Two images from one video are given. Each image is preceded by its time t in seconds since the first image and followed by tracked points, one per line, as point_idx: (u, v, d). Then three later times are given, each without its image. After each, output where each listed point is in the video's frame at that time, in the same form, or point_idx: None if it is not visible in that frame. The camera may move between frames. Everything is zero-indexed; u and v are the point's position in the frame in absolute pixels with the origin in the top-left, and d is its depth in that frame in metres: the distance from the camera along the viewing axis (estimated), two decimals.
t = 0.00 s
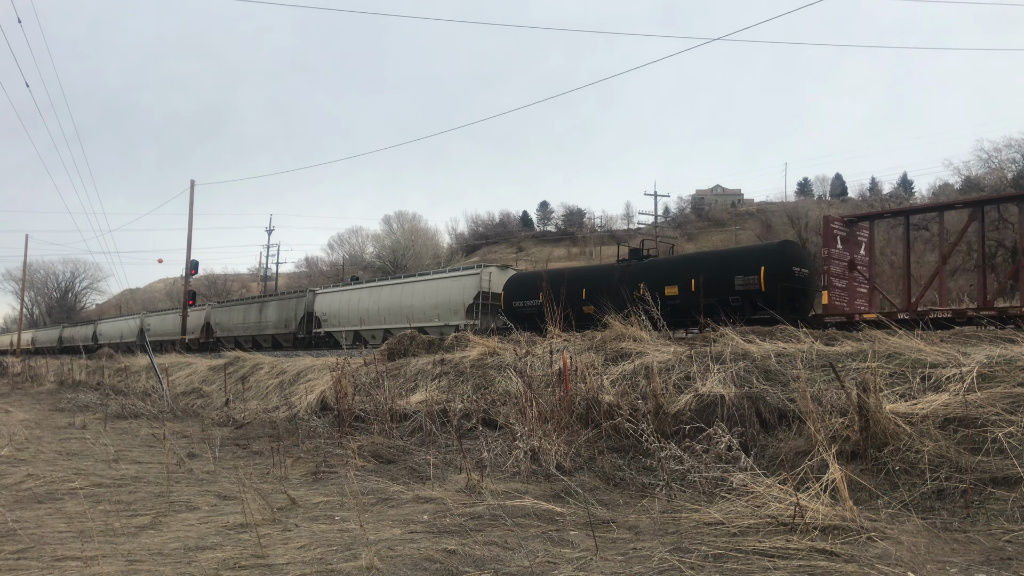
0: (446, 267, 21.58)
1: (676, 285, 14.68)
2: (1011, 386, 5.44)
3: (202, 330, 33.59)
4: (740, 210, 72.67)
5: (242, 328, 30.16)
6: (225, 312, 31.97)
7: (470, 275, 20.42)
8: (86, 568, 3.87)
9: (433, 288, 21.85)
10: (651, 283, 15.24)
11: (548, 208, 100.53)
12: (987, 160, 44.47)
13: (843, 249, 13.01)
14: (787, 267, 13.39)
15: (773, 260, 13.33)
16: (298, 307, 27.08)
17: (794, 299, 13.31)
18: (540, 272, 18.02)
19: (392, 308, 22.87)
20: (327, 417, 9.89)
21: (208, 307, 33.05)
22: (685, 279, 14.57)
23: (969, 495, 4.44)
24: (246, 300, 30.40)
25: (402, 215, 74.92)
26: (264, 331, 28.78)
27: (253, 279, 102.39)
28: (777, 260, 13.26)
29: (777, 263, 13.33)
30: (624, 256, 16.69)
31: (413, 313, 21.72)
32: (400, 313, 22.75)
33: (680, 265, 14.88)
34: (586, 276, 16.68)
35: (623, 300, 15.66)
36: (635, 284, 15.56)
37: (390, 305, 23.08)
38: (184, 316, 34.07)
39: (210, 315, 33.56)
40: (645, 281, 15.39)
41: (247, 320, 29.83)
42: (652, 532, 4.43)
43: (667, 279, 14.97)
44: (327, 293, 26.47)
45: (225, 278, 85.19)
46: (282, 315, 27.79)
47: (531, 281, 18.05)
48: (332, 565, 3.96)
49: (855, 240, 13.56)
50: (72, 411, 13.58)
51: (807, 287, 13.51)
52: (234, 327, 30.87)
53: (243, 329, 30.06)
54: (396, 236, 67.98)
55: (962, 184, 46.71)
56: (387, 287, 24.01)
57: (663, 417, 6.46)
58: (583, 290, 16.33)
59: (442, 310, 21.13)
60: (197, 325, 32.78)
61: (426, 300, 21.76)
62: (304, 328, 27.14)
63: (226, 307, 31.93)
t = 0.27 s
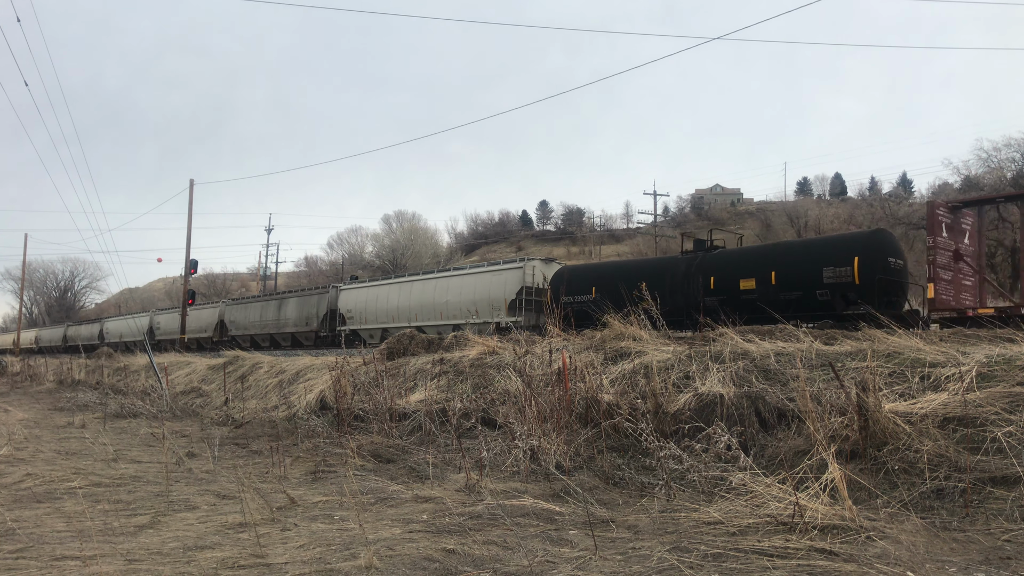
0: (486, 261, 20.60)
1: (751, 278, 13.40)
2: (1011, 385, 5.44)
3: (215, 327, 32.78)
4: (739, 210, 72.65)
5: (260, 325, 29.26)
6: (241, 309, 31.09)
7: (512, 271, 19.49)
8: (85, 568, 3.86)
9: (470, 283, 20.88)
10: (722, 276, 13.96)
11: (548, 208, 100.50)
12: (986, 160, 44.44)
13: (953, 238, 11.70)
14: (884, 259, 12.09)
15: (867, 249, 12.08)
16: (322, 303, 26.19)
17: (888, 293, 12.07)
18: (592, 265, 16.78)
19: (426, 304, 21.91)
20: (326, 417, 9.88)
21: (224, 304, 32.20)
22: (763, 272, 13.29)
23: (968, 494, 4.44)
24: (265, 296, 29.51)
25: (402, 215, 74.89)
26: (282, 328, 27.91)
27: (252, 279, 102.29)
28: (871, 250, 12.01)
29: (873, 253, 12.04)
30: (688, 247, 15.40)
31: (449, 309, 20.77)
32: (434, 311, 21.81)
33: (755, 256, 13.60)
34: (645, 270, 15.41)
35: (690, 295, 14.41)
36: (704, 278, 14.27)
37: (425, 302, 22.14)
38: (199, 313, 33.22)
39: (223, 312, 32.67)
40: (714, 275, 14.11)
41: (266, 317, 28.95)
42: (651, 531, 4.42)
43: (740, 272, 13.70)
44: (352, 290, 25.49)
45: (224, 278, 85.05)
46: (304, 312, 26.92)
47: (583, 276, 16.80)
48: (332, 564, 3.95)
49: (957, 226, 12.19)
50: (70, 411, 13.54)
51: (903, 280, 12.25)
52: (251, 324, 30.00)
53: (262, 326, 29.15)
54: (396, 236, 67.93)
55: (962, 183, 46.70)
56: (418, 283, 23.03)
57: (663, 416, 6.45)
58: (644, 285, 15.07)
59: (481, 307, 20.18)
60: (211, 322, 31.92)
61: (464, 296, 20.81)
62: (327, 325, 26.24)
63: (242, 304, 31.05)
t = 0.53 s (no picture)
0: (530, 256, 19.47)
1: (843, 270, 12.58)
2: (1009, 385, 5.45)
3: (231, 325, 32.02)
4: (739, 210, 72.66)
5: (280, 322, 28.44)
6: (259, 306, 30.29)
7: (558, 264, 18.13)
8: (84, 568, 3.86)
9: (513, 278, 19.67)
10: (807, 269, 13.17)
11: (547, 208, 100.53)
12: (984, 160, 44.47)
13: None
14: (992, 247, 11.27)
15: (976, 236, 11.31)
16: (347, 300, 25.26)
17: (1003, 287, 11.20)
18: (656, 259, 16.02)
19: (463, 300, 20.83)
20: (325, 417, 9.87)
21: (240, 301, 31.39)
22: (856, 264, 12.46)
23: (966, 494, 4.45)
24: (286, 293, 28.69)
25: (401, 215, 74.87)
26: (304, 325, 27.18)
27: (251, 279, 102.20)
28: (984, 239, 11.19)
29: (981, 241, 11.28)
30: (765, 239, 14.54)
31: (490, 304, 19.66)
32: (472, 307, 20.70)
33: (847, 249, 12.79)
34: (716, 263, 14.62)
35: (769, 289, 13.63)
36: (786, 271, 13.46)
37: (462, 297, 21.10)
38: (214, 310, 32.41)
39: (239, 309, 31.86)
40: (797, 268, 13.32)
41: (287, 315, 28.11)
42: (649, 531, 4.42)
43: (829, 265, 12.88)
44: (382, 285, 24.54)
45: (224, 278, 84.97)
46: (329, 309, 26.07)
47: (644, 270, 15.99)
48: (331, 564, 3.95)
49: None
50: (69, 411, 13.52)
51: (1020, 273, 11.25)
52: (270, 322, 29.18)
53: (282, 324, 28.32)
54: (395, 236, 67.91)
55: (961, 183, 46.72)
56: (455, 279, 22.00)
57: (662, 416, 6.46)
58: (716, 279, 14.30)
59: (524, 303, 18.92)
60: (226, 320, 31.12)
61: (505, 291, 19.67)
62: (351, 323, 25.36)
63: (261, 300, 30.24)
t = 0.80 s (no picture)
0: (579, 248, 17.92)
1: (952, 262, 11.28)
2: (1008, 385, 5.45)
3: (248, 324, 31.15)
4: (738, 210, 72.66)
5: (304, 320, 27.43)
6: (279, 304, 29.26)
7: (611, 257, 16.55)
8: (83, 568, 3.85)
9: (559, 272, 18.08)
10: (909, 260, 11.87)
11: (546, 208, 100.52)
12: (983, 159, 44.42)
13: None
14: None
15: None
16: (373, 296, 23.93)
17: None
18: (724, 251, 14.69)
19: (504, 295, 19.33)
20: (324, 416, 9.87)
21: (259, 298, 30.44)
22: (968, 255, 11.18)
23: (965, 494, 4.45)
24: (309, 290, 27.67)
25: (401, 215, 74.83)
26: (327, 324, 26.04)
27: (250, 279, 102.13)
28: None
29: None
30: (854, 229, 13.27)
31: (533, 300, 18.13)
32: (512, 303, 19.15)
33: (950, 238, 11.52)
34: (801, 255, 13.35)
35: (863, 281, 12.34)
36: (883, 263, 12.18)
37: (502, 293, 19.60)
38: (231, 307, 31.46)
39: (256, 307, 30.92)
40: (896, 259, 12.05)
41: (311, 313, 27.09)
42: (648, 531, 4.42)
43: (935, 256, 11.59)
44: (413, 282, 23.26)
45: (223, 278, 84.91)
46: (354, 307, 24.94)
47: (711, 262, 14.67)
48: (329, 564, 3.94)
49: None
50: (68, 411, 13.49)
51: None
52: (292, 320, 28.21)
53: (306, 322, 27.28)
54: (394, 236, 67.88)
55: (960, 184, 46.74)
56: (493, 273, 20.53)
57: (661, 416, 6.45)
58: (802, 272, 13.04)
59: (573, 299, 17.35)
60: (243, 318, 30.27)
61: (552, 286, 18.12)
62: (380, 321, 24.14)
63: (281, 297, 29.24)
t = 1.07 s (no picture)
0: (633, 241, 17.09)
1: None
2: (1007, 385, 5.45)
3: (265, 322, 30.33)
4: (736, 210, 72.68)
5: (327, 318, 26.53)
6: (299, 302, 28.36)
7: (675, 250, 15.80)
8: (81, 568, 3.84)
9: (612, 266, 17.19)
10: None
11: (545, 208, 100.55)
12: (983, 160, 44.46)
13: None
14: None
15: None
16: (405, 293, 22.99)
17: None
18: (807, 244, 14.08)
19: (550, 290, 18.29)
20: (323, 416, 9.87)
21: (277, 296, 29.57)
22: None
23: (964, 494, 4.45)
24: (331, 288, 26.78)
25: (400, 215, 74.82)
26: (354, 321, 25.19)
27: (249, 279, 102.10)
28: None
29: None
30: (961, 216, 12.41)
31: (585, 293, 17.15)
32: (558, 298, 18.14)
33: None
34: (897, 246, 12.64)
35: (977, 275, 11.61)
36: (1001, 254, 11.39)
37: (545, 287, 18.55)
38: (247, 306, 30.57)
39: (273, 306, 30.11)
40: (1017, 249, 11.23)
41: (335, 310, 26.19)
42: (647, 531, 4.42)
43: None
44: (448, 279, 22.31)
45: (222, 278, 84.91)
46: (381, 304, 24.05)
47: (795, 255, 14.02)
48: (328, 564, 3.94)
49: None
50: (67, 411, 13.49)
51: None
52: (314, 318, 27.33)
53: (329, 320, 26.36)
54: (394, 236, 67.88)
55: (958, 184, 46.78)
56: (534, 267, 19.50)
57: (660, 416, 6.45)
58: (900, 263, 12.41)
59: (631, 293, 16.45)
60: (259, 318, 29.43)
61: (604, 280, 17.18)
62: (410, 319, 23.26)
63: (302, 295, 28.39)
